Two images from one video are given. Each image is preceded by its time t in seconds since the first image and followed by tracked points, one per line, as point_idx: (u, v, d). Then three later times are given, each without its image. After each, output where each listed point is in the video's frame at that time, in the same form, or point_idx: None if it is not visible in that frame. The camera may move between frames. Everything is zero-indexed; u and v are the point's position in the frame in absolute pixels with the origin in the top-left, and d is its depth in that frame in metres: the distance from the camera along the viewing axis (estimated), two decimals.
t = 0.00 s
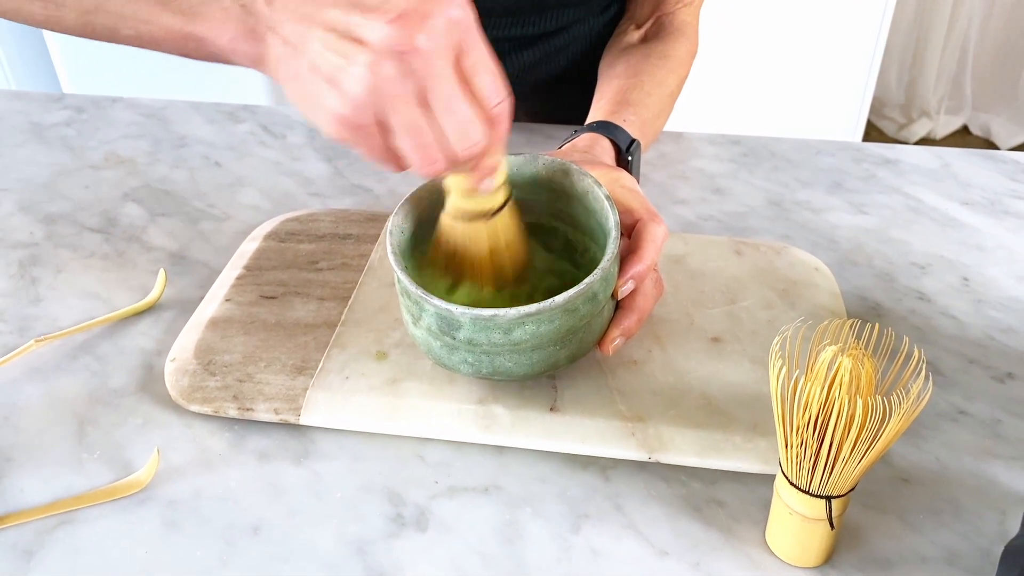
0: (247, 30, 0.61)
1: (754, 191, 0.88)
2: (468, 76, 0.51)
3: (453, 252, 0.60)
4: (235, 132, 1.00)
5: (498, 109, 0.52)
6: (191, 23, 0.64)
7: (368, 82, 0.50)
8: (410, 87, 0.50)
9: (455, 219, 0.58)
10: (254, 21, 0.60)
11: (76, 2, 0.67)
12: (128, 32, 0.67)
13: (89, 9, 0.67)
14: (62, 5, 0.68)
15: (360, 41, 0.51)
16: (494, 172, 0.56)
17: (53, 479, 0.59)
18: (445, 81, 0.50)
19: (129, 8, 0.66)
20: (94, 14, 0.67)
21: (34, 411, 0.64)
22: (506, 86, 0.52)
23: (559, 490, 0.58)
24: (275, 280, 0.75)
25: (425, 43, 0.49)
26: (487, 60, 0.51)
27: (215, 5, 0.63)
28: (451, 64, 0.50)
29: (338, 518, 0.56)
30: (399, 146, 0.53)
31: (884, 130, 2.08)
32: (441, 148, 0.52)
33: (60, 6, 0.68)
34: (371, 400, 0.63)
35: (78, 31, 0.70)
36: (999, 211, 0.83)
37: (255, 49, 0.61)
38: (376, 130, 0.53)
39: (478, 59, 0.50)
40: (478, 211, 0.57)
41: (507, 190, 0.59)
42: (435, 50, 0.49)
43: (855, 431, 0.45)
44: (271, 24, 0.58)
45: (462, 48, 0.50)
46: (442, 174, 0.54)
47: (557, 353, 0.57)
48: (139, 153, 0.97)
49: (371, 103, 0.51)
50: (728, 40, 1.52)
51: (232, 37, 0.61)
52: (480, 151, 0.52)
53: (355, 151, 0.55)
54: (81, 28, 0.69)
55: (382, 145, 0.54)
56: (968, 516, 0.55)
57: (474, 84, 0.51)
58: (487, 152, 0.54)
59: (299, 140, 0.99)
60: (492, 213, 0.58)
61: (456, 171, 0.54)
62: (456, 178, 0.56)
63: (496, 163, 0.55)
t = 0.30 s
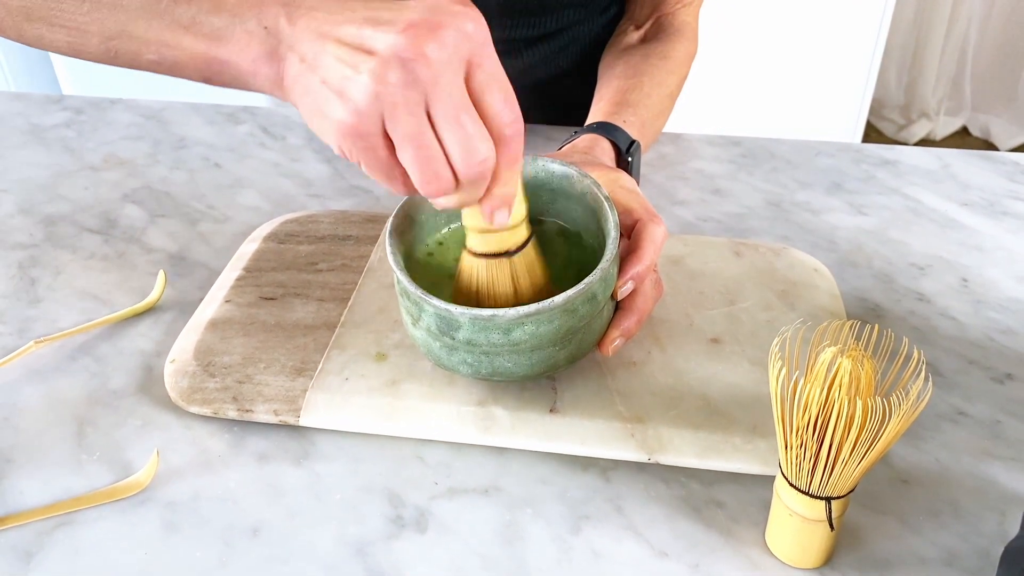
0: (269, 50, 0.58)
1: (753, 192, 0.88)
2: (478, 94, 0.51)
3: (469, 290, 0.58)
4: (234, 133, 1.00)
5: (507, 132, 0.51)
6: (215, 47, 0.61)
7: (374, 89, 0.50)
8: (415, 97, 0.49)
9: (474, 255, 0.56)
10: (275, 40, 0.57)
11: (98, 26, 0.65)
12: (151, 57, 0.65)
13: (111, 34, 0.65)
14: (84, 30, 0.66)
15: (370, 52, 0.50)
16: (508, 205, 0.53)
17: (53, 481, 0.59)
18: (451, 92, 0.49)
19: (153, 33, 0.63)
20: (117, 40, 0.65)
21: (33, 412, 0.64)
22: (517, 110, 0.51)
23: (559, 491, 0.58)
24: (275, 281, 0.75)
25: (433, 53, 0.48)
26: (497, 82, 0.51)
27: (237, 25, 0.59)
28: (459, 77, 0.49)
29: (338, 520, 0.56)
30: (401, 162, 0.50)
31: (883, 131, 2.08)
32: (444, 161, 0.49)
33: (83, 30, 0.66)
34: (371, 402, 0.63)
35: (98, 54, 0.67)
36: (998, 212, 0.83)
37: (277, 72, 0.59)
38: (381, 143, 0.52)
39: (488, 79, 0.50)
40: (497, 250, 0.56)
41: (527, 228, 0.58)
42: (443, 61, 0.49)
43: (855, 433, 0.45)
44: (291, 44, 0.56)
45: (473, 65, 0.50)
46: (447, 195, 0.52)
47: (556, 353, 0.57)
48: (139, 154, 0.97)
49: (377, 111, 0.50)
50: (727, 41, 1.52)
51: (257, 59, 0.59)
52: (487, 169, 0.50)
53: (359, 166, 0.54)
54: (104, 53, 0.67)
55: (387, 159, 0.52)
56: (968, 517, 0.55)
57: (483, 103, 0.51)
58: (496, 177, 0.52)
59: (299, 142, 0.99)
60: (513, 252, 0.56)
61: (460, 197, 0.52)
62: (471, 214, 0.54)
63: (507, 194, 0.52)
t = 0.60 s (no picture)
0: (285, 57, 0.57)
1: (752, 193, 0.89)
2: (499, 80, 0.51)
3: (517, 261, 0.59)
4: (234, 135, 1.00)
5: (531, 112, 0.52)
6: (229, 54, 0.59)
7: (401, 95, 0.50)
8: (442, 96, 0.50)
9: (518, 226, 0.58)
10: (291, 48, 0.56)
11: (110, 35, 0.64)
12: (164, 64, 0.64)
13: (125, 42, 0.64)
14: (95, 38, 0.65)
15: (388, 56, 0.50)
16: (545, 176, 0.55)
17: (52, 482, 0.59)
18: (475, 87, 0.49)
19: (165, 39, 0.62)
20: (130, 47, 0.64)
21: (32, 413, 0.64)
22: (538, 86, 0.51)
23: (558, 492, 0.58)
24: (274, 282, 0.75)
25: (452, 51, 0.48)
26: (515, 63, 0.51)
27: (249, 33, 0.58)
28: (479, 69, 0.49)
29: (338, 521, 0.56)
30: (437, 158, 0.52)
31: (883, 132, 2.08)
32: (478, 156, 0.51)
33: (93, 38, 0.65)
34: (370, 403, 0.63)
35: (111, 62, 0.66)
36: (997, 212, 0.83)
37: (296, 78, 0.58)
38: (415, 145, 0.52)
39: (506, 63, 0.50)
40: (537, 216, 0.57)
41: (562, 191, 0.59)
42: (462, 57, 0.49)
43: (854, 433, 0.45)
44: (305, 48, 0.55)
45: (489, 53, 0.50)
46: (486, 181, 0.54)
47: (555, 354, 0.57)
48: (138, 155, 0.97)
49: (406, 117, 0.51)
50: (726, 42, 1.53)
51: (274, 66, 0.58)
52: (518, 153, 0.52)
53: (396, 168, 0.54)
54: (117, 61, 0.66)
55: (420, 158, 0.53)
56: (967, 518, 0.55)
57: (506, 88, 0.51)
58: (530, 156, 0.53)
59: (298, 143, 0.99)
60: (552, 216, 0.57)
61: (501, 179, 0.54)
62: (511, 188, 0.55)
63: (541, 168, 0.54)
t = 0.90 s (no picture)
0: (274, 53, 0.59)
1: (751, 194, 0.89)
2: (496, 84, 0.53)
3: (486, 265, 0.60)
4: (233, 136, 1.01)
5: (526, 116, 0.54)
6: (217, 50, 0.60)
7: (400, 97, 0.52)
8: (441, 100, 0.52)
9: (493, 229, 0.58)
10: (281, 45, 0.58)
11: (99, 27, 0.64)
12: (154, 58, 0.64)
13: (112, 35, 0.63)
14: (85, 30, 0.65)
15: (390, 58, 0.52)
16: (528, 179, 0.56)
17: (50, 483, 0.59)
18: (474, 92, 0.51)
19: (154, 34, 0.62)
20: (118, 41, 0.64)
21: (31, 414, 0.64)
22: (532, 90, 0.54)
23: (557, 493, 0.58)
24: (273, 283, 0.75)
25: (453, 57, 0.50)
26: (512, 68, 0.53)
27: (237, 27, 0.59)
28: (478, 75, 0.51)
29: (336, 521, 0.56)
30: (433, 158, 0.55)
31: (882, 133, 2.08)
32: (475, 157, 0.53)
33: (84, 30, 0.65)
34: (369, 404, 0.63)
35: (100, 56, 0.66)
36: (996, 213, 0.83)
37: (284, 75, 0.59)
38: (414, 145, 0.55)
39: (504, 68, 0.52)
40: (512, 222, 0.58)
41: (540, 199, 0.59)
42: (462, 62, 0.50)
43: (853, 433, 0.45)
44: (298, 48, 0.57)
45: (487, 58, 0.52)
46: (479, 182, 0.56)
47: (554, 354, 0.57)
48: (137, 157, 0.97)
49: (406, 118, 0.53)
50: (726, 43, 1.53)
51: (261, 62, 0.59)
52: (512, 156, 0.54)
53: (389, 165, 0.57)
54: (106, 54, 0.66)
55: (417, 158, 0.56)
56: (966, 518, 0.55)
57: (501, 92, 0.53)
58: (523, 159, 0.55)
59: (298, 144, 0.99)
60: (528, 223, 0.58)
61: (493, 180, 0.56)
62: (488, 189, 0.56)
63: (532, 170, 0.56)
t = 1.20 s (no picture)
0: (244, 50, 0.58)
1: (750, 195, 0.89)
2: (448, 88, 0.52)
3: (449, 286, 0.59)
4: (232, 136, 1.01)
5: (479, 126, 0.52)
6: (191, 45, 0.61)
7: (343, 86, 0.51)
8: (383, 94, 0.50)
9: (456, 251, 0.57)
10: (250, 41, 0.58)
11: (77, 22, 0.64)
12: (130, 53, 0.65)
13: (90, 30, 0.64)
14: (64, 25, 0.65)
15: (339, 51, 0.52)
16: (484, 200, 0.54)
17: (49, 484, 0.59)
18: (422, 87, 0.50)
19: (129, 29, 0.62)
20: (96, 35, 0.64)
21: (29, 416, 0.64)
22: (488, 104, 0.53)
23: (555, 495, 0.58)
24: (272, 284, 0.75)
25: (401, 50, 0.49)
26: (465, 75, 0.52)
27: (212, 25, 0.59)
28: (429, 73, 0.50)
29: (335, 523, 0.56)
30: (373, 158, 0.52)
31: (881, 134, 2.08)
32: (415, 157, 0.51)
33: (61, 25, 0.65)
34: (368, 405, 0.63)
35: (79, 50, 0.67)
36: (995, 214, 0.84)
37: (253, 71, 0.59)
38: (354, 141, 0.53)
39: (455, 72, 0.51)
40: (473, 245, 0.56)
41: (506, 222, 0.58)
42: (410, 57, 0.49)
43: (851, 435, 0.45)
44: (264, 44, 0.57)
45: (441, 60, 0.51)
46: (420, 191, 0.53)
47: (553, 355, 0.57)
48: (136, 157, 0.97)
49: (346, 110, 0.51)
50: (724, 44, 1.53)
51: (230, 58, 0.59)
52: (459, 165, 0.51)
53: (332, 165, 0.55)
54: (86, 48, 0.66)
55: (357, 155, 0.54)
56: (964, 519, 0.55)
57: (454, 97, 0.52)
58: (469, 172, 0.53)
59: (297, 145, 0.99)
60: (491, 247, 0.57)
61: (436, 192, 0.53)
62: (449, 211, 0.55)
63: (482, 189, 0.54)
